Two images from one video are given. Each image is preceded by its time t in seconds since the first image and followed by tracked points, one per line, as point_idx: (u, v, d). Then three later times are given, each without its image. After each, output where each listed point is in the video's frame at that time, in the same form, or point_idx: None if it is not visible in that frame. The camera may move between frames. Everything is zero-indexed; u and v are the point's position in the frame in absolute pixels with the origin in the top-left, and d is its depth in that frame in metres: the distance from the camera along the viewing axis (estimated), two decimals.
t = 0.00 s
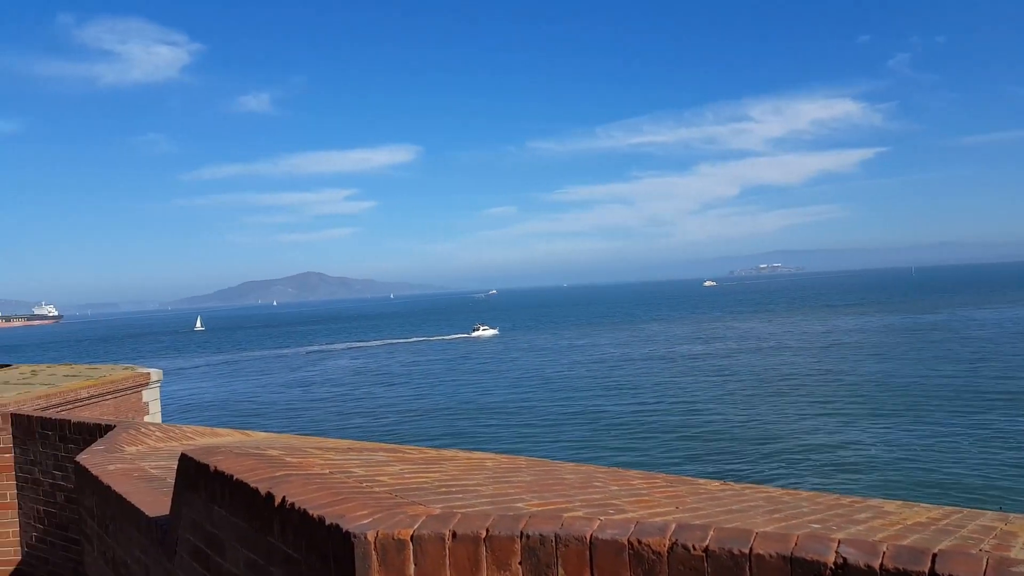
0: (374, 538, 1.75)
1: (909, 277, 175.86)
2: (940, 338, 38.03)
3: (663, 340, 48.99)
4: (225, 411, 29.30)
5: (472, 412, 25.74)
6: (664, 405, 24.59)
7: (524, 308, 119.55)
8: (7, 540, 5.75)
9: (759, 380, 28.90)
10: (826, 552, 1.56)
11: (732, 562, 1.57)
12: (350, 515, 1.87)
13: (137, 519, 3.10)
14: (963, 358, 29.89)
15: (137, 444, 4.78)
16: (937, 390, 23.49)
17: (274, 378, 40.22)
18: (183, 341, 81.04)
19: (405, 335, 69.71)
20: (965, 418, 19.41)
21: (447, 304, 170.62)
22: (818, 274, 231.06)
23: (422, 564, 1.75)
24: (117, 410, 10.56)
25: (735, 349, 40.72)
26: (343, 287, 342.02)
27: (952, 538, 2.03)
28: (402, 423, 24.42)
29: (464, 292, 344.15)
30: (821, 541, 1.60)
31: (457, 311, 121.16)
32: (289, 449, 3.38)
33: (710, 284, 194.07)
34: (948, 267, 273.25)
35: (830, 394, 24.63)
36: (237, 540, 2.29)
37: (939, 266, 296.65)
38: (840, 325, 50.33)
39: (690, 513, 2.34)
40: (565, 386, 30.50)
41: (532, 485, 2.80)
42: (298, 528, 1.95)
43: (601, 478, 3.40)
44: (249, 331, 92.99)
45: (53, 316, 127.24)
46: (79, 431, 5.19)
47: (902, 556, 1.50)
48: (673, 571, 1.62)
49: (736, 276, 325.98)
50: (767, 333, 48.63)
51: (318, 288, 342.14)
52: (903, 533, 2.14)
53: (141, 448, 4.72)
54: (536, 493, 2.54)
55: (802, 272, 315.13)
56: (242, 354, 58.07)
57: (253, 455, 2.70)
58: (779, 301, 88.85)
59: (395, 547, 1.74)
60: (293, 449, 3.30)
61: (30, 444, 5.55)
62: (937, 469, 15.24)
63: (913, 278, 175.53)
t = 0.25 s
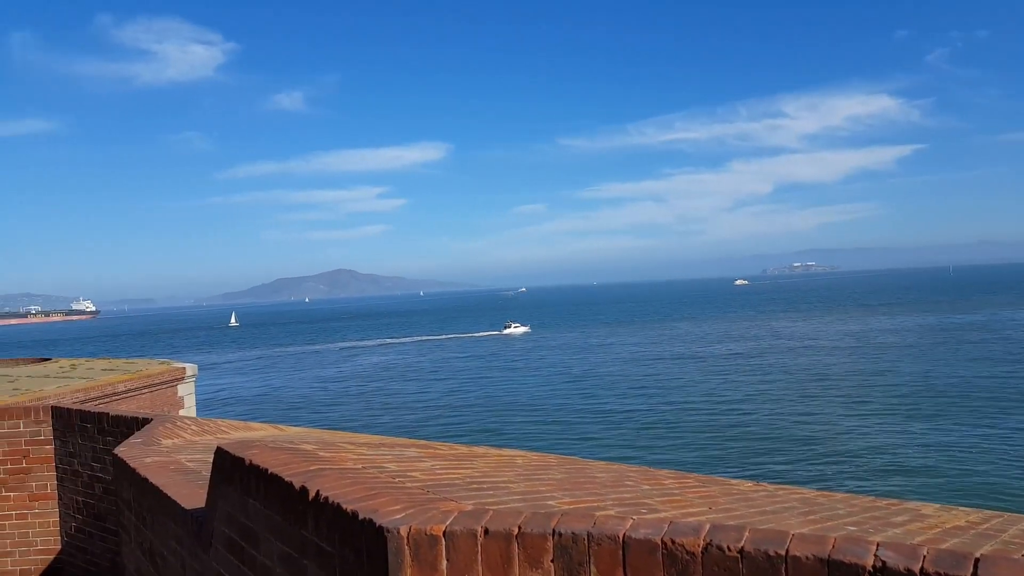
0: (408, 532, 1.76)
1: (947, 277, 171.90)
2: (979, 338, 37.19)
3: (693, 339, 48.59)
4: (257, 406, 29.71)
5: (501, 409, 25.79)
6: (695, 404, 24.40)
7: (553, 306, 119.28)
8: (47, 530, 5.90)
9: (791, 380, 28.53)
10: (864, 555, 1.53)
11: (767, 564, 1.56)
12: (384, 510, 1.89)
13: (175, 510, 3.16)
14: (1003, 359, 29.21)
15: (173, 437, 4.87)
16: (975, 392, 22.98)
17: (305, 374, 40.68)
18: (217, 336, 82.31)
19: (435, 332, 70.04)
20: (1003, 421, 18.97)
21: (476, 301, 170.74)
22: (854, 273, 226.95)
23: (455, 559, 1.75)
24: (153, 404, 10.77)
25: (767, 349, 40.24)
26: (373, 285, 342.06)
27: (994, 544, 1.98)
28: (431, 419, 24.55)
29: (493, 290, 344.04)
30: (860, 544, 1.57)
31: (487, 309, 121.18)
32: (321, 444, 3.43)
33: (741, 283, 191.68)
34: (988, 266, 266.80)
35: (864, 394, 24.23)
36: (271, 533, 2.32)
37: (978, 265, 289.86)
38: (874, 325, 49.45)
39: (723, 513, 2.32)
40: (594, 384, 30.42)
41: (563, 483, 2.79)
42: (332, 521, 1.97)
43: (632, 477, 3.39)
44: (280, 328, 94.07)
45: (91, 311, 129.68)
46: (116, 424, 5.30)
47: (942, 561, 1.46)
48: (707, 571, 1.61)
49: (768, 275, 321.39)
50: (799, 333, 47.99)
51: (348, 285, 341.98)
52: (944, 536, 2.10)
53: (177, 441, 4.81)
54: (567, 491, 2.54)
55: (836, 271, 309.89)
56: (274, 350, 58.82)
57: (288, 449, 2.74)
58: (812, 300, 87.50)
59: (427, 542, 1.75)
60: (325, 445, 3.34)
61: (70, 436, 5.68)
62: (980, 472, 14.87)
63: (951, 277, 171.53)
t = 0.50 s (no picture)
0: (433, 529, 1.76)
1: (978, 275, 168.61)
2: (1012, 338, 36.46)
3: (718, 337, 48.19)
4: (283, 402, 29.99)
5: (525, 407, 25.79)
6: (720, 404, 24.21)
7: (577, 304, 118.79)
8: (78, 523, 6.01)
9: (818, 379, 28.20)
10: (896, 558, 1.49)
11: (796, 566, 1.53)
12: (409, 507, 1.89)
13: (203, 505, 3.20)
14: None
15: (201, 433, 4.93)
16: (1007, 392, 22.54)
17: (330, 371, 40.97)
18: (243, 333, 83.18)
19: (459, 329, 70.17)
20: None
21: (500, 300, 170.53)
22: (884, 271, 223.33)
23: (480, 557, 1.75)
24: (181, 399, 10.93)
25: (793, 347, 39.81)
26: (397, 282, 342.10)
27: None
28: (455, 417, 24.62)
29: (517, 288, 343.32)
30: (891, 547, 1.54)
31: (510, 307, 121.01)
32: (346, 440, 3.45)
33: (766, 280, 189.54)
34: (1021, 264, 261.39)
35: (892, 394, 23.88)
36: (298, 528, 2.34)
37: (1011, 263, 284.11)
38: (903, 324, 48.70)
39: (751, 514, 2.29)
40: (619, 383, 30.30)
41: (587, 482, 2.78)
42: (357, 517, 1.98)
43: (658, 477, 3.36)
44: (306, 325, 94.78)
45: (119, 308, 131.30)
46: (145, 419, 5.37)
47: (979, 566, 1.42)
48: (735, 572, 1.59)
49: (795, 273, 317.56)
50: (826, 332, 47.42)
51: (372, 282, 342.13)
52: (978, 540, 2.05)
53: (204, 437, 4.86)
54: (593, 491, 2.52)
55: (864, 269, 305.48)
56: (299, 347, 59.30)
57: (314, 446, 2.76)
58: (839, 298, 86.35)
59: (452, 540, 1.75)
60: (351, 441, 3.36)
61: (101, 431, 5.78)
62: (1016, 474, 14.58)
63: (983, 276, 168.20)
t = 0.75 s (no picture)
0: (466, 528, 1.75)
1: None
2: None
3: (753, 338, 47.59)
4: (317, 399, 30.30)
5: (558, 407, 25.71)
6: (756, 405, 23.89)
7: (610, 304, 117.95)
8: (121, 514, 6.14)
9: (856, 381, 27.67)
10: (944, 567, 1.44)
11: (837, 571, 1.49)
12: (442, 504, 1.88)
13: (241, 498, 3.24)
14: None
15: (239, 427, 5.00)
16: None
17: (364, 368, 41.29)
18: (278, 331, 84.16)
19: (491, 328, 70.19)
20: None
21: (532, 299, 170.12)
22: (926, 272, 217.97)
23: (512, 556, 1.73)
24: (220, 394, 11.11)
25: (830, 349, 39.10)
26: (430, 280, 342.02)
27: None
28: (488, 415, 24.63)
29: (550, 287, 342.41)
30: (937, 554, 1.49)
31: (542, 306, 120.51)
32: (380, 436, 3.46)
33: (803, 280, 186.28)
34: None
35: (934, 398, 23.32)
36: (331, 523, 2.35)
37: None
38: (945, 326, 47.52)
39: (789, 519, 2.24)
40: (652, 383, 30.08)
41: (620, 483, 2.75)
42: (391, 514, 1.98)
43: (692, 479, 3.32)
44: (339, 323, 95.46)
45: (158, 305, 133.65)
46: (186, 414, 5.47)
47: None
48: None
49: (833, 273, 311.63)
50: (864, 333, 46.50)
51: (405, 280, 341.77)
52: None
53: (242, 431, 4.93)
54: (626, 492, 2.49)
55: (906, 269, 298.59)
56: (333, 344, 59.83)
57: (347, 441, 2.77)
58: (879, 299, 84.53)
59: (485, 538, 1.74)
60: (385, 438, 3.38)
61: (142, 424, 5.90)
62: None
63: None
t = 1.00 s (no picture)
0: (499, 525, 1.75)
1: None
2: None
3: (789, 339, 46.91)
4: (351, 396, 30.58)
5: (590, 406, 25.62)
6: (792, 408, 23.55)
7: (642, 304, 117.04)
8: (160, 507, 6.27)
9: (895, 384, 27.09)
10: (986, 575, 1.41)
11: None
12: (476, 501, 1.89)
13: (277, 493, 3.29)
14: None
15: (275, 423, 5.08)
16: None
17: (396, 366, 41.55)
18: (312, 328, 85.10)
19: (523, 327, 70.13)
20: None
21: (564, 298, 169.57)
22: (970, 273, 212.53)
23: (546, 555, 1.73)
24: (256, 390, 11.28)
25: (869, 351, 38.36)
26: (462, 279, 342.01)
27: None
28: (520, 415, 24.64)
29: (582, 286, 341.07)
30: (980, 561, 1.45)
31: (575, 306, 119.97)
32: (414, 434, 3.49)
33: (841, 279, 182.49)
34: None
35: (977, 402, 22.74)
36: (366, 518, 2.37)
37: None
38: (989, 328, 46.28)
39: (827, 524, 2.20)
40: (686, 384, 29.83)
41: (654, 484, 2.72)
42: (425, 511, 1.99)
43: (727, 481, 3.29)
44: (372, 321, 96.09)
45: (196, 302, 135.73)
46: (224, 409, 5.56)
47: None
48: None
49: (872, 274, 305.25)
50: (904, 335, 45.49)
51: (437, 279, 341.90)
52: None
53: (278, 427, 5.00)
54: (659, 493, 2.47)
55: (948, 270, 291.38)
56: (366, 342, 60.31)
57: (381, 438, 2.78)
58: (920, 300, 82.53)
59: (519, 537, 1.74)
60: (417, 435, 3.40)
61: (181, 419, 6.01)
62: None
63: None
